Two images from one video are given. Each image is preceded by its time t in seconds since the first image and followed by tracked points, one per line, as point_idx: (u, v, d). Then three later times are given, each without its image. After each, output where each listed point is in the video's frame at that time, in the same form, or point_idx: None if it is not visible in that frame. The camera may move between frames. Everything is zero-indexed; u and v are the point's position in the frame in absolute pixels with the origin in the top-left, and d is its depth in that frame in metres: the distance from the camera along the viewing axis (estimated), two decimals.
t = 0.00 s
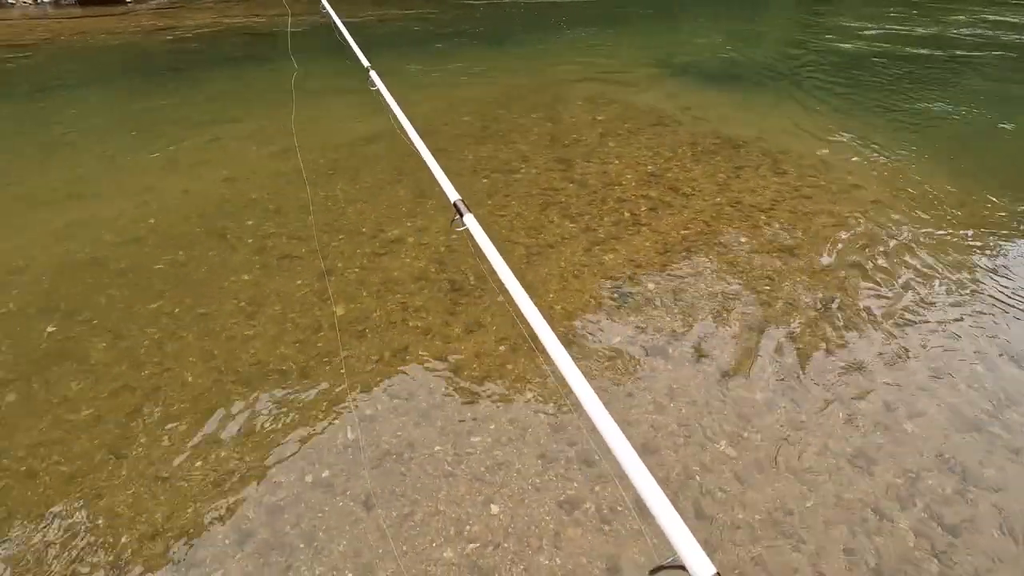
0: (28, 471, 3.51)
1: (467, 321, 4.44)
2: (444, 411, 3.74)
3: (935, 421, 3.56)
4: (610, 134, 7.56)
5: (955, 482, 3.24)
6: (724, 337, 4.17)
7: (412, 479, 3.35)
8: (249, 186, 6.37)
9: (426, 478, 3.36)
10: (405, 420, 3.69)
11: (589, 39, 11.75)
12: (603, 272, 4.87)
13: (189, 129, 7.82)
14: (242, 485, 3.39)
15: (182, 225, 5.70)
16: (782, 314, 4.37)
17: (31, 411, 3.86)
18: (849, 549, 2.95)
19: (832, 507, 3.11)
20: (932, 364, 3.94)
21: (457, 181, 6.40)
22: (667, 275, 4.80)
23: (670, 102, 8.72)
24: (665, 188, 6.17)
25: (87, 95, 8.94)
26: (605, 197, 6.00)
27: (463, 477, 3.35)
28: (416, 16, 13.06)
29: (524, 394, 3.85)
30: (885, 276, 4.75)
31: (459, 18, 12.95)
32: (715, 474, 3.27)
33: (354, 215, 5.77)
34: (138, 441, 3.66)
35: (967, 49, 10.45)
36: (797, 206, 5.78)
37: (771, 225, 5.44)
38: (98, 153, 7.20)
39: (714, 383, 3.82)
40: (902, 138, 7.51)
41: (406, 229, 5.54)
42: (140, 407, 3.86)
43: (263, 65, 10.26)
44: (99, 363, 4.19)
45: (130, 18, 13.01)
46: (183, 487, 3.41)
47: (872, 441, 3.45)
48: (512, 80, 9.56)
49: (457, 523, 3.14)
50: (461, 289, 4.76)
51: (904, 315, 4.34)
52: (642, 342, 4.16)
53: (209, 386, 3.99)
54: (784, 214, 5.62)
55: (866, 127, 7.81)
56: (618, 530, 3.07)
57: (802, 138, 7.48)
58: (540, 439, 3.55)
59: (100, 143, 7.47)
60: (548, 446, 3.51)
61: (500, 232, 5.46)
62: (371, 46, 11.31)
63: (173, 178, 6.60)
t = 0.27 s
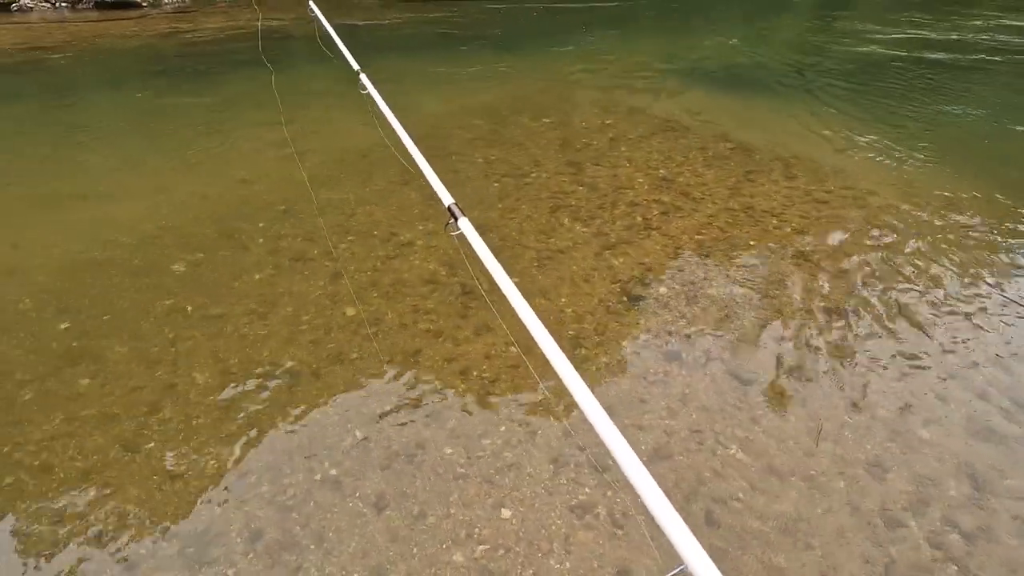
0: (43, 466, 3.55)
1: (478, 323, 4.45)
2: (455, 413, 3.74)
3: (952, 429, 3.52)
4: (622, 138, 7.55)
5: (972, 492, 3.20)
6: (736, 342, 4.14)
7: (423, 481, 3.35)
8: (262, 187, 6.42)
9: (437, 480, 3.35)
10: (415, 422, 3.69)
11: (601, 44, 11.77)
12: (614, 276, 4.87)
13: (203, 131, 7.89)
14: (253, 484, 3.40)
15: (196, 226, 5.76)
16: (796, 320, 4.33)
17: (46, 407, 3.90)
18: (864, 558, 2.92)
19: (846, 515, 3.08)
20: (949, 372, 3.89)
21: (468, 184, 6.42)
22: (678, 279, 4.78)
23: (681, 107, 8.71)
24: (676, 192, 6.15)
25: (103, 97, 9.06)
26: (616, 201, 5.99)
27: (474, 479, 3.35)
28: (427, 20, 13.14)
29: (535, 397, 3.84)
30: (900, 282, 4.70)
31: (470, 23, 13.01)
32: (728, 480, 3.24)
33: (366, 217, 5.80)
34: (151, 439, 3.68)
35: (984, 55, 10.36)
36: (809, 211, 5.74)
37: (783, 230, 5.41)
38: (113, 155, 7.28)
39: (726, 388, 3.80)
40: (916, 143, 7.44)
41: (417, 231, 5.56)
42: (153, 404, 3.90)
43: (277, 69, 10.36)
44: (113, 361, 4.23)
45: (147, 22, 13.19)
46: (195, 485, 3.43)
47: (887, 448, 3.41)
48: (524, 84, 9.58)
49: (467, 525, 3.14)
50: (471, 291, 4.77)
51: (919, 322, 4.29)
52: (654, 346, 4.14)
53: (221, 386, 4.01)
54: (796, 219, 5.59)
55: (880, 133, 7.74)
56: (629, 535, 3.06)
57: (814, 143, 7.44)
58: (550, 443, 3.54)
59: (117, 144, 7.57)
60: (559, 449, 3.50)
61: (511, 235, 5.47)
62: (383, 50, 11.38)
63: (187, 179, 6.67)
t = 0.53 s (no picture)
0: (54, 471, 3.56)
1: (487, 333, 4.44)
2: (465, 423, 3.73)
3: (968, 445, 3.47)
4: (631, 149, 7.56)
5: (990, 509, 3.14)
6: (748, 354, 4.11)
7: (432, 491, 3.34)
8: (273, 196, 6.47)
9: (446, 490, 3.34)
10: (425, 431, 3.68)
11: (610, 57, 11.84)
12: (624, 287, 4.85)
13: (216, 140, 7.99)
14: (263, 492, 3.40)
15: (209, 234, 5.81)
16: (808, 333, 4.29)
17: (58, 413, 3.92)
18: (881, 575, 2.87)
19: (861, 531, 3.03)
20: (964, 387, 3.84)
21: (478, 194, 6.45)
22: (689, 290, 4.77)
23: (690, 119, 8.72)
24: (686, 203, 6.15)
25: (119, 107, 9.19)
26: (625, 212, 5.99)
27: (483, 489, 3.33)
28: (438, 33, 13.28)
29: (544, 406, 3.82)
30: (914, 295, 4.65)
31: (480, 36, 13.14)
32: (741, 494, 3.20)
33: (377, 226, 5.83)
34: (161, 445, 3.69)
35: (995, 69, 10.34)
36: (821, 222, 5.72)
37: (794, 242, 5.38)
38: (127, 163, 7.38)
39: (739, 400, 3.76)
40: (927, 156, 7.41)
41: (428, 241, 5.58)
42: (164, 411, 3.91)
43: (290, 80, 10.49)
44: (125, 367, 4.25)
45: (163, 34, 13.41)
46: (204, 492, 3.43)
47: (902, 463, 3.37)
48: (534, 96, 9.64)
49: (477, 536, 3.11)
50: (481, 300, 4.77)
51: (933, 335, 4.24)
52: (664, 357, 4.12)
53: (232, 393, 4.03)
54: (808, 231, 5.56)
55: (892, 145, 7.72)
56: (640, 549, 3.03)
57: (825, 156, 7.42)
58: (561, 453, 3.51)
59: (131, 153, 7.66)
60: (569, 460, 3.47)
61: (521, 245, 5.48)
62: (395, 62, 11.49)
63: (200, 188, 6.73)
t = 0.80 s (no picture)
0: (64, 484, 3.57)
1: (496, 351, 4.44)
2: (472, 441, 3.71)
3: (985, 472, 3.39)
4: (640, 169, 7.60)
5: (1009, 538, 3.06)
6: (758, 376, 4.07)
7: (438, 510, 3.31)
8: (286, 213, 6.56)
9: (452, 510, 3.31)
10: (432, 449, 3.67)
11: (620, 80, 12.01)
12: (633, 306, 4.84)
13: (231, 158, 8.13)
14: (269, 509, 3.39)
15: (222, 250, 5.88)
16: (820, 355, 4.25)
17: (70, 426, 3.94)
18: None
19: (876, 559, 2.96)
20: (980, 412, 3.78)
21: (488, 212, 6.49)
22: (698, 310, 4.75)
23: (699, 139, 8.76)
24: (695, 223, 6.16)
25: (138, 125, 9.39)
26: (634, 231, 6.01)
27: (490, 510, 3.29)
28: (450, 56, 13.53)
29: (552, 426, 3.80)
30: (927, 317, 4.60)
31: (491, 58, 13.36)
32: (752, 518, 3.14)
33: (387, 243, 5.88)
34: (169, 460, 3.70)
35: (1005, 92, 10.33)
36: (831, 243, 5.69)
37: (805, 263, 5.36)
38: (144, 180, 7.51)
39: (749, 422, 3.71)
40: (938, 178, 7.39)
41: (437, 258, 5.61)
42: (173, 426, 3.92)
43: (304, 100, 10.68)
44: (136, 381, 4.28)
45: (182, 55, 13.74)
46: (211, 508, 3.42)
47: (918, 489, 3.30)
48: (544, 116, 9.75)
49: (482, 557, 3.07)
50: (490, 319, 4.78)
51: (948, 359, 4.18)
52: (673, 378, 4.09)
53: (240, 408, 4.04)
54: (818, 252, 5.54)
55: (902, 168, 7.71)
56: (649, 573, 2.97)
57: (835, 177, 7.41)
58: (569, 474, 3.48)
59: (148, 170, 7.81)
60: (577, 481, 3.44)
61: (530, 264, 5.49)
62: (407, 82, 11.70)
63: (214, 204, 6.83)
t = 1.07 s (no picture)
0: (67, 506, 3.59)
1: (499, 377, 4.45)
2: (474, 468, 3.70)
3: (994, 508, 3.34)
4: (646, 195, 7.66)
5: None
6: (762, 405, 4.05)
7: (438, 539, 3.30)
8: (295, 237, 6.66)
9: (452, 539, 3.29)
10: (433, 476, 3.66)
11: (627, 108, 12.20)
12: (637, 333, 4.86)
13: (243, 182, 8.30)
14: (269, 534, 3.39)
15: (231, 273, 5.98)
16: (824, 385, 4.22)
17: (75, 447, 3.98)
18: None
19: None
20: (988, 446, 3.73)
21: (494, 237, 6.56)
22: (701, 338, 4.75)
23: (704, 166, 8.85)
24: (700, 250, 6.19)
25: (154, 149, 9.62)
26: (639, 257, 6.05)
27: (490, 539, 3.27)
28: (460, 83, 13.84)
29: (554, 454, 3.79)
30: (934, 347, 4.57)
31: (500, 86, 13.65)
32: (755, 552, 3.10)
33: (393, 268, 5.96)
34: (172, 483, 3.72)
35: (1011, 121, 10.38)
36: (836, 271, 5.70)
37: (809, 291, 5.36)
38: (158, 203, 7.68)
39: (752, 453, 3.68)
40: (944, 207, 7.41)
41: (443, 283, 5.67)
42: (177, 449, 3.95)
43: (317, 125, 10.91)
44: (143, 403, 4.33)
45: (199, 80, 14.11)
46: (212, 533, 3.43)
47: (925, 524, 3.24)
48: (551, 142, 9.89)
49: None
50: (494, 344, 4.80)
51: (955, 390, 4.15)
52: (676, 406, 4.08)
53: (244, 431, 4.07)
54: (823, 280, 5.54)
55: (907, 196, 7.74)
56: None
57: (840, 204, 7.45)
58: (570, 503, 3.46)
59: (162, 193, 7.98)
60: (578, 511, 3.42)
61: (535, 289, 5.53)
62: (417, 108, 11.95)
63: (225, 228, 6.95)
